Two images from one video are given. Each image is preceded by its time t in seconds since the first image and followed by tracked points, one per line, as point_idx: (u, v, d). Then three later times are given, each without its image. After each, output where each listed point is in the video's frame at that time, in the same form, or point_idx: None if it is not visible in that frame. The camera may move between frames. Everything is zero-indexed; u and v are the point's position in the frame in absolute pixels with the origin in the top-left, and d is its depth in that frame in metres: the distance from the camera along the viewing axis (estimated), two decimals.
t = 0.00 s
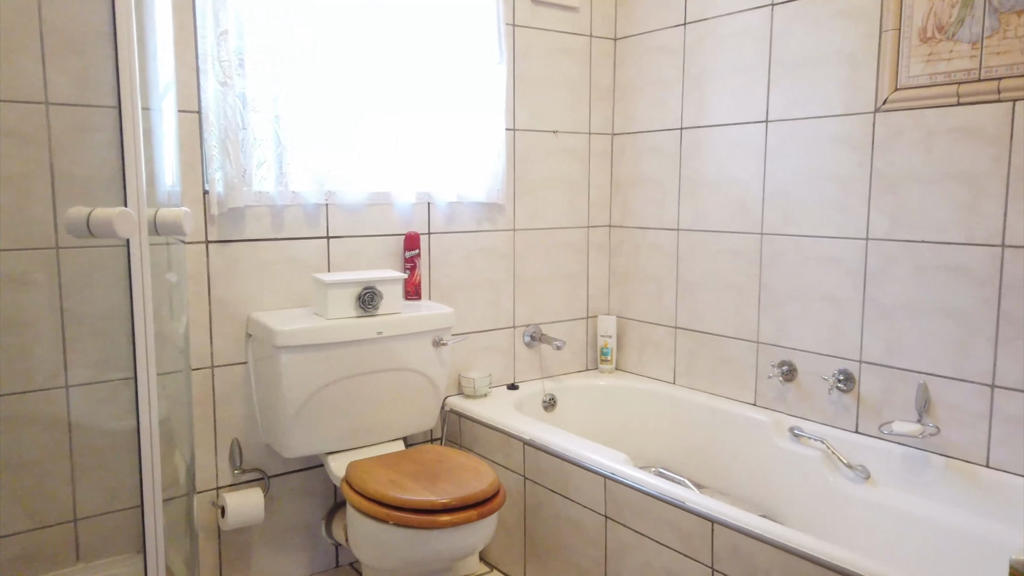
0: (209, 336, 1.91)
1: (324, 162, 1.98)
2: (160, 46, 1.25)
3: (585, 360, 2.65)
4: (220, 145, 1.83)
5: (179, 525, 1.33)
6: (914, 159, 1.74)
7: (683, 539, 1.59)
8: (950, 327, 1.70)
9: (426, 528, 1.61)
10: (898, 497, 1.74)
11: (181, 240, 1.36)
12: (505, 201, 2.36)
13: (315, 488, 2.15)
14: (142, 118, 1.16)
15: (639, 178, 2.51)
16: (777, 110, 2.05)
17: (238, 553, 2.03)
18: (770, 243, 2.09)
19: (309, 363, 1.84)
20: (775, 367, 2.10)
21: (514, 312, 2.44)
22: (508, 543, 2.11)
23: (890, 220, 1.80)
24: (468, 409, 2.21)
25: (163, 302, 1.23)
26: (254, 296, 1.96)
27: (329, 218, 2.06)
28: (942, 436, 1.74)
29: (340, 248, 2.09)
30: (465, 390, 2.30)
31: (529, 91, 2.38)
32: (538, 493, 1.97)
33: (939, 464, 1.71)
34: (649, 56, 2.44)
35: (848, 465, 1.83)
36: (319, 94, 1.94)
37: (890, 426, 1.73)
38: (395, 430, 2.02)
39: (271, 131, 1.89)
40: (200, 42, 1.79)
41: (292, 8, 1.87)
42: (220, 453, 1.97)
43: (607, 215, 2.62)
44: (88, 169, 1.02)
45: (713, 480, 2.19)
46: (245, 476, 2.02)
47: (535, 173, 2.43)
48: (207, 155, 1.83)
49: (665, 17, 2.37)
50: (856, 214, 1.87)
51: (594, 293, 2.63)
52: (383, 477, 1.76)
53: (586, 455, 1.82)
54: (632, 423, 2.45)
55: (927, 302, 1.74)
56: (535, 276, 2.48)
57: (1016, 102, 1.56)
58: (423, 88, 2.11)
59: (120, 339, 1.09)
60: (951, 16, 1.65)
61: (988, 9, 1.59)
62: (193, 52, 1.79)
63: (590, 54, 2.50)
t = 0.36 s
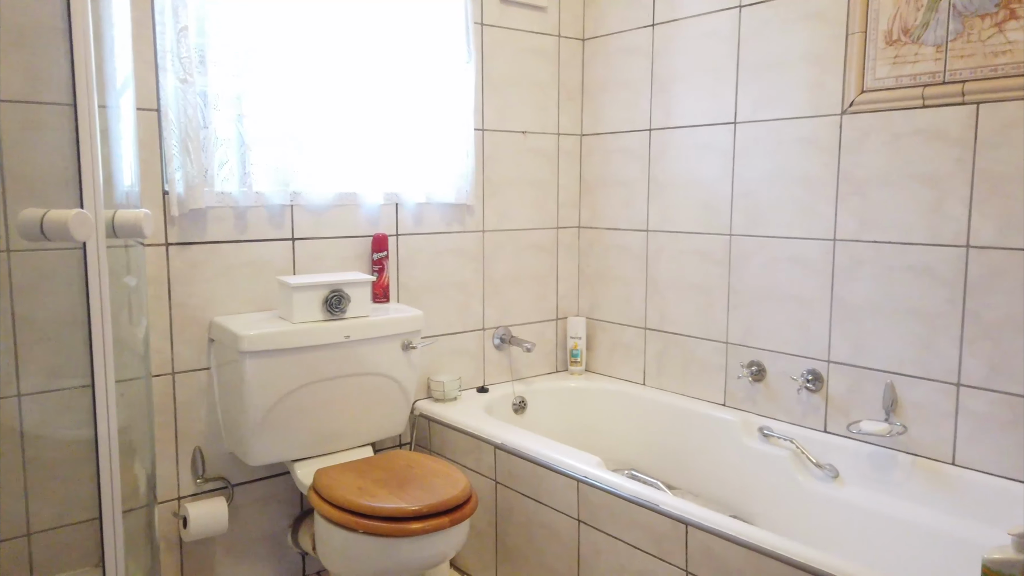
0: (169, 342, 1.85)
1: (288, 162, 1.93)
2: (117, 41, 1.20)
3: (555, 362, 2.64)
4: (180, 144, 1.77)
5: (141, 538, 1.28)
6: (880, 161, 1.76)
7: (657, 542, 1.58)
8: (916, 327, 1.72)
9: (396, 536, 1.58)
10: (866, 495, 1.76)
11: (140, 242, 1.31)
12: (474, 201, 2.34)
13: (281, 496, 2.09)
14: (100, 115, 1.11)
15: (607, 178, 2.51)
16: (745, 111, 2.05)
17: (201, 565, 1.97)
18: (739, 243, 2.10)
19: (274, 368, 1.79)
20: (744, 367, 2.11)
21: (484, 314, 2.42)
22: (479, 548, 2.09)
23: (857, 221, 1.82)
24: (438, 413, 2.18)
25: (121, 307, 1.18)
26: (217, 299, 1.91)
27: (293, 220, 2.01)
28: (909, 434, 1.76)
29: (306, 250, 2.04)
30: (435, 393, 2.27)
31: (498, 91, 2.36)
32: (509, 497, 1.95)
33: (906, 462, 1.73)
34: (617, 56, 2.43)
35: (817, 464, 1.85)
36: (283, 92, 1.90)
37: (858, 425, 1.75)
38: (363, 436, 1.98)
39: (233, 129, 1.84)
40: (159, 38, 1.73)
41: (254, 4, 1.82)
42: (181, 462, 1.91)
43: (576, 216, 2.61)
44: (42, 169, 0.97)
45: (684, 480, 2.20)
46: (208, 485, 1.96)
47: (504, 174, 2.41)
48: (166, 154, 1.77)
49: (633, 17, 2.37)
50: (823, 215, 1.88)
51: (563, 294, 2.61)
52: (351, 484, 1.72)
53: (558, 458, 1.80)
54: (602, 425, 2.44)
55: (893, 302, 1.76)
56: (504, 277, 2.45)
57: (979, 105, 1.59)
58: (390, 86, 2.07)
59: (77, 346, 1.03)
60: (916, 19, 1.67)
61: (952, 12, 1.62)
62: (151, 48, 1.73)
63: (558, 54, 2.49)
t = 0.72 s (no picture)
0: (125, 347, 1.79)
1: (249, 162, 1.87)
2: (69, 35, 1.15)
3: (523, 363, 2.62)
4: (135, 143, 1.71)
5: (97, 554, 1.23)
6: (845, 161, 1.78)
7: (629, 545, 1.57)
8: (880, 326, 1.75)
9: (363, 545, 1.54)
10: (833, 493, 1.78)
11: (95, 245, 1.25)
12: (440, 202, 2.31)
13: (244, 505, 2.04)
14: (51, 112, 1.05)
15: (575, 179, 2.50)
16: (711, 112, 2.06)
17: None
18: (706, 244, 2.11)
19: (235, 374, 1.74)
20: (712, 367, 2.11)
21: (451, 316, 2.39)
22: (448, 553, 2.06)
23: (822, 221, 1.83)
24: (405, 417, 2.15)
25: (75, 314, 1.13)
26: (175, 303, 1.85)
27: (255, 221, 1.96)
28: (874, 432, 1.78)
29: (268, 252, 1.99)
30: (401, 397, 2.23)
31: (464, 90, 2.33)
32: (478, 501, 1.92)
33: (871, 459, 1.75)
34: (584, 56, 2.43)
35: (784, 463, 1.86)
36: (243, 89, 1.84)
37: (825, 424, 1.77)
38: (328, 441, 1.94)
39: (191, 127, 1.78)
40: (112, 32, 1.66)
41: None
42: (139, 472, 1.85)
43: (543, 217, 2.60)
44: None
45: (653, 481, 2.20)
46: (167, 495, 1.90)
47: (471, 174, 2.39)
48: (121, 153, 1.71)
49: (599, 17, 2.37)
50: (789, 215, 1.90)
51: (531, 295, 2.60)
52: (317, 492, 1.68)
53: (528, 461, 1.78)
54: (571, 426, 2.43)
55: (858, 301, 1.78)
56: (472, 278, 2.43)
57: (941, 106, 1.61)
58: (354, 85, 2.03)
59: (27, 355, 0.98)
60: (879, 22, 1.69)
61: (914, 15, 1.64)
62: (105, 43, 1.67)
63: (525, 53, 2.48)
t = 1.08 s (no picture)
0: (80, 353, 1.72)
1: (210, 160, 1.82)
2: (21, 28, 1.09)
3: (491, 364, 2.60)
4: (90, 141, 1.65)
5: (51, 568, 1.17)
6: (810, 161, 1.80)
7: (601, 546, 1.56)
8: (845, 324, 1.77)
9: (332, 552, 1.51)
10: (801, 491, 1.80)
11: (47, 246, 1.20)
12: (407, 202, 2.28)
13: (206, 513, 1.98)
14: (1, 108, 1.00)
15: (542, 179, 2.49)
16: (678, 112, 2.07)
17: None
18: (673, 243, 2.12)
19: (197, 379, 1.69)
20: (680, 366, 2.12)
21: (418, 317, 2.36)
22: (417, 558, 2.03)
23: (788, 221, 1.85)
24: (372, 420, 2.11)
25: (27, 317, 1.08)
26: (132, 307, 1.79)
27: (216, 221, 1.91)
28: (840, 429, 1.80)
29: (230, 253, 1.94)
30: (368, 400, 2.20)
31: (430, 89, 2.31)
32: (448, 505, 1.90)
33: (837, 456, 1.78)
34: (550, 56, 2.42)
35: (752, 461, 1.88)
36: (203, 86, 1.79)
37: (792, 422, 1.78)
38: (294, 446, 1.90)
39: (149, 125, 1.73)
40: (65, 26, 1.60)
41: None
42: (95, 481, 1.79)
43: (510, 217, 2.58)
44: None
45: (623, 481, 2.20)
46: (125, 505, 1.84)
47: (437, 174, 2.36)
48: (75, 151, 1.65)
49: (566, 17, 2.36)
50: (755, 215, 1.92)
51: (499, 296, 2.58)
52: (284, 498, 1.64)
53: (499, 464, 1.77)
54: (540, 427, 2.42)
55: (824, 300, 1.80)
56: (439, 279, 2.40)
57: (903, 107, 1.64)
58: (318, 82, 1.99)
59: None
60: (843, 23, 1.71)
61: (877, 17, 1.66)
62: (57, 37, 1.61)
63: (491, 52, 2.46)
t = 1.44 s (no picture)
0: (30, 360, 1.66)
1: (167, 160, 1.77)
2: None
3: (457, 367, 2.58)
4: (39, 140, 1.58)
5: None
6: (774, 162, 1.81)
7: (571, 549, 1.55)
8: (810, 323, 1.79)
9: (298, 561, 1.47)
10: (767, 489, 1.81)
11: None
12: (370, 203, 2.24)
13: (165, 524, 1.92)
14: None
15: (508, 179, 2.47)
16: (644, 113, 2.07)
17: None
18: (640, 244, 2.12)
19: (154, 386, 1.63)
20: (647, 367, 2.13)
21: (383, 319, 2.33)
22: (384, 564, 2.00)
23: (753, 221, 1.87)
24: (337, 425, 2.07)
25: None
26: (85, 312, 1.73)
27: (174, 222, 1.85)
28: (805, 427, 1.82)
29: (188, 256, 1.89)
30: (332, 405, 2.16)
31: (394, 88, 2.27)
32: (416, 510, 1.87)
33: (803, 454, 1.80)
34: (515, 56, 2.41)
35: (719, 460, 1.89)
36: (159, 83, 1.74)
37: (758, 421, 1.80)
38: (257, 453, 1.85)
39: (102, 123, 1.66)
40: (12, 20, 1.54)
41: None
42: (47, 494, 1.72)
43: (476, 217, 2.56)
44: None
45: (591, 482, 2.20)
46: (79, 518, 1.77)
47: (402, 174, 2.33)
48: (23, 150, 1.58)
49: (530, 16, 2.35)
50: (720, 215, 1.93)
51: (465, 298, 2.56)
52: (245, 507, 1.59)
53: (468, 468, 1.74)
54: (508, 429, 2.41)
55: (788, 300, 1.82)
56: (404, 281, 2.37)
57: (865, 109, 1.66)
58: (278, 80, 1.95)
59: None
60: (806, 25, 1.73)
61: (839, 20, 1.68)
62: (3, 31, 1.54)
63: (455, 51, 2.43)
